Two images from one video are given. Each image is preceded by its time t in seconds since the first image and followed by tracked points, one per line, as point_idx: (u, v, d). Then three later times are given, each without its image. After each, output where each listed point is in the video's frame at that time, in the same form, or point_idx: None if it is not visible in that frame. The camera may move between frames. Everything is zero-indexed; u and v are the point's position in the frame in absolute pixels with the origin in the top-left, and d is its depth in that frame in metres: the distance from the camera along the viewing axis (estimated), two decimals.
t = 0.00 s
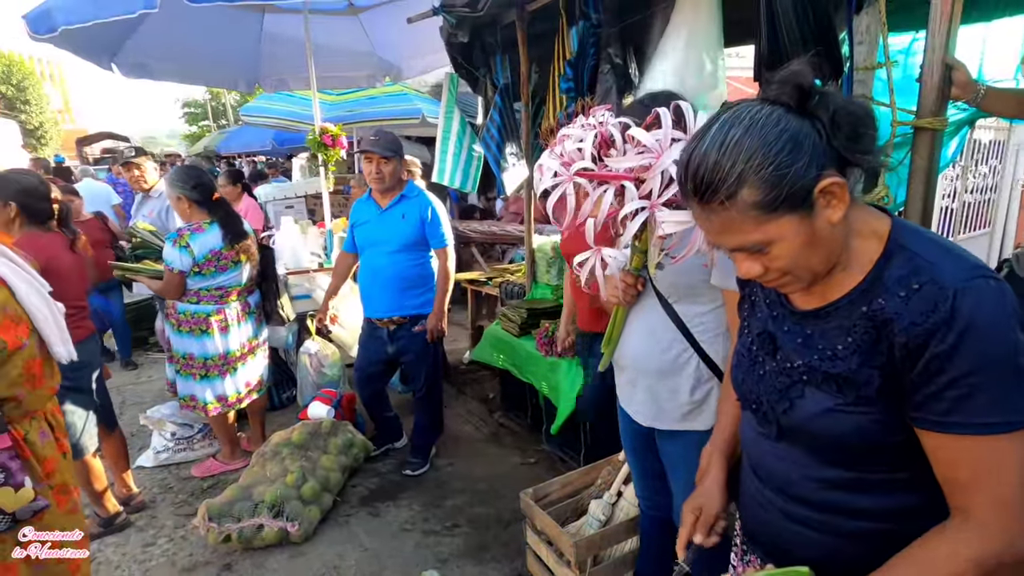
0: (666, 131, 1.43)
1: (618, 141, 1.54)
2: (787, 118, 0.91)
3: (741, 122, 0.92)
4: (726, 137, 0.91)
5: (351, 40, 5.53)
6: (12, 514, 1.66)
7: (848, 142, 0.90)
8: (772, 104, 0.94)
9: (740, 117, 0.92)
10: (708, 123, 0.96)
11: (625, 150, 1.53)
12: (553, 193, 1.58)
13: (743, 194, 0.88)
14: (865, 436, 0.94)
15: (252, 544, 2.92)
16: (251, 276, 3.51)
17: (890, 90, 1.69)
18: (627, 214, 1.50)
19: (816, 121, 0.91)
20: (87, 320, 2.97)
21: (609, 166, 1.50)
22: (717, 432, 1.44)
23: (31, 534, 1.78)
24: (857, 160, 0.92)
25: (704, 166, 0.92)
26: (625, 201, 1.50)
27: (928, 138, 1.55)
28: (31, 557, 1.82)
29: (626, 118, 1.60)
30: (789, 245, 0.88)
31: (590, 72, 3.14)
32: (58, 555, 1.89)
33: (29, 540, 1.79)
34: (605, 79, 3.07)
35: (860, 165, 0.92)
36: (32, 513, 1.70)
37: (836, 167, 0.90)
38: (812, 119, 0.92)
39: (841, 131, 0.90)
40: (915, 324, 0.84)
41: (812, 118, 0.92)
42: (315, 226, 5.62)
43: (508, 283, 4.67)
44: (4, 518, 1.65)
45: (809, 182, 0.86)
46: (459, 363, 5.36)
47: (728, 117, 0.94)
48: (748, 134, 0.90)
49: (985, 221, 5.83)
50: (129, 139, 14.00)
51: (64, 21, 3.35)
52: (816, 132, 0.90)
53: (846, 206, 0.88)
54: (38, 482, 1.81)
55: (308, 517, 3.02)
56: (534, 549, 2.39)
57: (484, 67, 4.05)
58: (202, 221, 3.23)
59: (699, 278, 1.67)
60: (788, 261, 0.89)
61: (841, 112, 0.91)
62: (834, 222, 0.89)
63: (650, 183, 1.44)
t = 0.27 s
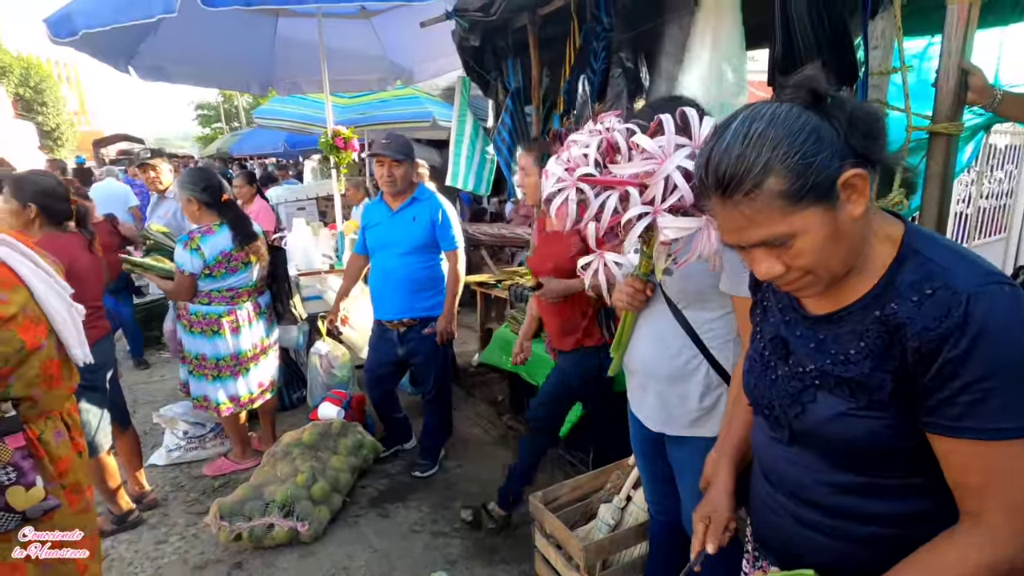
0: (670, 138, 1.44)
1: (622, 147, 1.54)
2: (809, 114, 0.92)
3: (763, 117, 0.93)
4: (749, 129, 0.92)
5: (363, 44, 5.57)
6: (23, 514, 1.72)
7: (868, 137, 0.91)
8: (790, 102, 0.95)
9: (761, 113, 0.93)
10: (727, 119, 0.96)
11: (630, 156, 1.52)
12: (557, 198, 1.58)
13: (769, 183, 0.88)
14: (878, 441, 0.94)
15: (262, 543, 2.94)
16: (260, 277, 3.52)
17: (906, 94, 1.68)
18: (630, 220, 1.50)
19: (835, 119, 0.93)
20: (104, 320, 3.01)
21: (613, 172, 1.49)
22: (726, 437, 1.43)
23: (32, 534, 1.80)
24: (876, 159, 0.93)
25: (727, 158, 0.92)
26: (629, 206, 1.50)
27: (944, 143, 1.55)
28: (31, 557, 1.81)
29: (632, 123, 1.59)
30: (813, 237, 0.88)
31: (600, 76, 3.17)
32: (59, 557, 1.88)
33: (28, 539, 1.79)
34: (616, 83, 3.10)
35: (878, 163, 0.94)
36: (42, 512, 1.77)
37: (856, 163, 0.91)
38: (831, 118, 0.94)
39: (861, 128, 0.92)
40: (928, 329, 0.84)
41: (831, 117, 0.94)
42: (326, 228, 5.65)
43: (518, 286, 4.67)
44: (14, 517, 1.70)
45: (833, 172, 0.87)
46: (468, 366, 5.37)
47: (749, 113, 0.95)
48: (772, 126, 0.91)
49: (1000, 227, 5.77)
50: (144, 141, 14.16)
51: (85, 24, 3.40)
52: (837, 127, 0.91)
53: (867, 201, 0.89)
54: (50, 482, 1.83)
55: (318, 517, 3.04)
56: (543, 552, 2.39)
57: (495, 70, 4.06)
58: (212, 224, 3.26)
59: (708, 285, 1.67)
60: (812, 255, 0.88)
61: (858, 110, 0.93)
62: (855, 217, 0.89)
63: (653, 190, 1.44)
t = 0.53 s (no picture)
0: (684, 140, 1.43)
1: (637, 150, 1.52)
2: (836, 122, 0.92)
3: (789, 125, 0.92)
4: (776, 138, 0.91)
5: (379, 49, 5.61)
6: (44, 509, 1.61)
7: (894, 145, 0.91)
8: (817, 109, 0.95)
9: (788, 121, 0.93)
10: (753, 126, 0.96)
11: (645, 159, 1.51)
12: (571, 199, 1.59)
13: (796, 195, 0.87)
14: (902, 450, 0.93)
15: (276, 543, 2.96)
16: (275, 279, 3.56)
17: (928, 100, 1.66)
18: (643, 221, 1.50)
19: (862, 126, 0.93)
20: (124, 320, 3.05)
21: (627, 173, 1.49)
22: (744, 444, 1.42)
23: (33, 534, 1.61)
24: (902, 167, 0.93)
25: (753, 168, 0.91)
26: (642, 208, 1.49)
27: (967, 149, 1.53)
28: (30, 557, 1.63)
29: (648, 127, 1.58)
30: (839, 249, 0.87)
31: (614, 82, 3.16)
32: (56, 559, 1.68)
33: (28, 539, 1.61)
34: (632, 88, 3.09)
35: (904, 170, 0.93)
36: (62, 508, 1.65)
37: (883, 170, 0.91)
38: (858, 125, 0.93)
39: (887, 136, 0.92)
40: (955, 338, 0.83)
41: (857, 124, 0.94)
42: (340, 230, 5.69)
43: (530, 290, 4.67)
44: (36, 512, 1.60)
45: (861, 183, 0.87)
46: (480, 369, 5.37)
47: (775, 120, 0.94)
48: (799, 135, 0.90)
49: (1019, 235, 5.68)
50: (161, 144, 14.35)
51: (108, 29, 3.45)
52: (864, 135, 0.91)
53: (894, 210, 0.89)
54: (70, 478, 1.71)
55: (330, 518, 3.05)
56: (555, 557, 2.39)
57: (510, 75, 4.07)
58: (226, 226, 3.29)
59: (725, 292, 1.65)
60: (838, 266, 0.88)
61: (884, 116, 0.93)
62: (882, 227, 0.89)
63: (667, 192, 1.43)
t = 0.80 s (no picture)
0: (707, 147, 1.43)
1: (658, 156, 1.53)
2: (857, 138, 0.91)
3: (808, 142, 0.92)
4: (793, 156, 0.91)
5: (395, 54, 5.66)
6: (71, 502, 1.56)
7: (916, 163, 0.90)
8: (840, 123, 0.94)
9: (807, 136, 0.93)
10: (773, 140, 0.96)
11: (666, 165, 1.52)
12: (590, 205, 1.58)
13: (810, 213, 0.88)
14: (926, 462, 0.93)
15: (289, 544, 2.98)
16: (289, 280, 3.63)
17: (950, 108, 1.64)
18: (664, 229, 1.49)
19: (884, 141, 0.92)
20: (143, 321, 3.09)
21: (648, 180, 1.48)
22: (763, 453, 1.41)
23: (32, 533, 1.50)
24: (926, 182, 0.92)
25: (770, 184, 0.92)
26: (663, 215, 1.47)
27: (990, 156, 1.52)
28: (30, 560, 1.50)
29: (668, 134, 1.59)
30: (854, 264, 0.88)
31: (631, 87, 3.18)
32: (56, 561, 1.55)
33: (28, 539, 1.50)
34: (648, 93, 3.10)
35: (927, 187, 0.92)
36: (88, 501, 1.60)
37: (903, 188, 0.90)
38: (880, 139, 0.93)
39: (909, 151, 0.91)
40: (980, 351, 0.83)
41: (880, 138, 0.93)
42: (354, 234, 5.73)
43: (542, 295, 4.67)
44: (62, 506, 1.55)
45: (878, 203, 0.86)
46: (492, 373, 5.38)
47: (795, 135, 0.94)
48: (816, 154, 0.90)
49: None
50: (178, 147, 14.54)
51: (131, 35, 3.50)
52: (885, 153, 0.90)
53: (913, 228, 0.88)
54: (95, 472, 1.65)
55: (343, 520, 3.07)
56: (567, 563, 2.38)
57: (524, 80, 4.07)
58: (239, 228, 3.33)
59: (743, 299, 1.65)
60: (850, 281, 0.89)
61: (908, 132, 0.92)
62: (901, 244, 0.88)
63: (688, 199, 1.43)
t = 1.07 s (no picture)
0: (732, 146, 1.40)
1: (679, 155, 1.51)
2: (877, 151, 0.90)
3: (827, 155, 0.92)
4: (811, 168, 0.91)
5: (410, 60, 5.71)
6: (95, 498, 1.58)
7: (939, 175, 0.89)
8: (860, 135, 0.93)
9: (826, 148, 0.92)
10: (792, 152, 0.96)
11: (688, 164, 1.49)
12: (611, 205, 1.58)
13: (828, 226, 0.87)
14: (950, 477, 0.92)
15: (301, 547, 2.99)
16: (302, 283, 3.66)
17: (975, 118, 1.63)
18: (687, 230, 1.47)
19: (905, 153, 0.91)
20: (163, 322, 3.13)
21: (670, 180, 1.46)
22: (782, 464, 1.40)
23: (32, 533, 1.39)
24: (949, 194, 0.91)
25: (787, 197, 0.91)
26: (686, 216, 1.45)
27: (1015, 164, 1.50)
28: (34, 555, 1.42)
29: (689, 132, 1.57)
30: (872, 277, 0.87)
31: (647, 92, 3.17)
32: (63, 562, 1.52)
33: (28, 541, 1.38)
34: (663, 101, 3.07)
35: (950, 200, 0.91)
36: (110, 498, 1.62)
37: (926, 200, 0.89)
38: (901, 151, 0.92)
39: (932, 164, 0.90)
40: (1006, 366, 0.82)
41: (901, 150, 0.92)
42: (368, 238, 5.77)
43: (555, 300, 4.66)
44: (86, 502, 1.56)
45: (898, 216, 0.86)
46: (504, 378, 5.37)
47: (814, 147, 0.94)
48: (835, 167, 0.90)
49: None
50: (196, 151, 14.74)
51: (153, 41, 3.56)
52: (906, 165, 0.89)
53: (935, 241, 0.87)
54: (117, 470, 1.66)
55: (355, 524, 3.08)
56: (580, 572, 2.37)
57: (539, 86, 4.08)
58: (254, 232, 3.38)
59: (763, 308, 1.62)
60: (869, 294, 0.89)
61: (931, 143, 0.91)
62: (922, 256, 0.88)
63: (712, 199, 1.41)
